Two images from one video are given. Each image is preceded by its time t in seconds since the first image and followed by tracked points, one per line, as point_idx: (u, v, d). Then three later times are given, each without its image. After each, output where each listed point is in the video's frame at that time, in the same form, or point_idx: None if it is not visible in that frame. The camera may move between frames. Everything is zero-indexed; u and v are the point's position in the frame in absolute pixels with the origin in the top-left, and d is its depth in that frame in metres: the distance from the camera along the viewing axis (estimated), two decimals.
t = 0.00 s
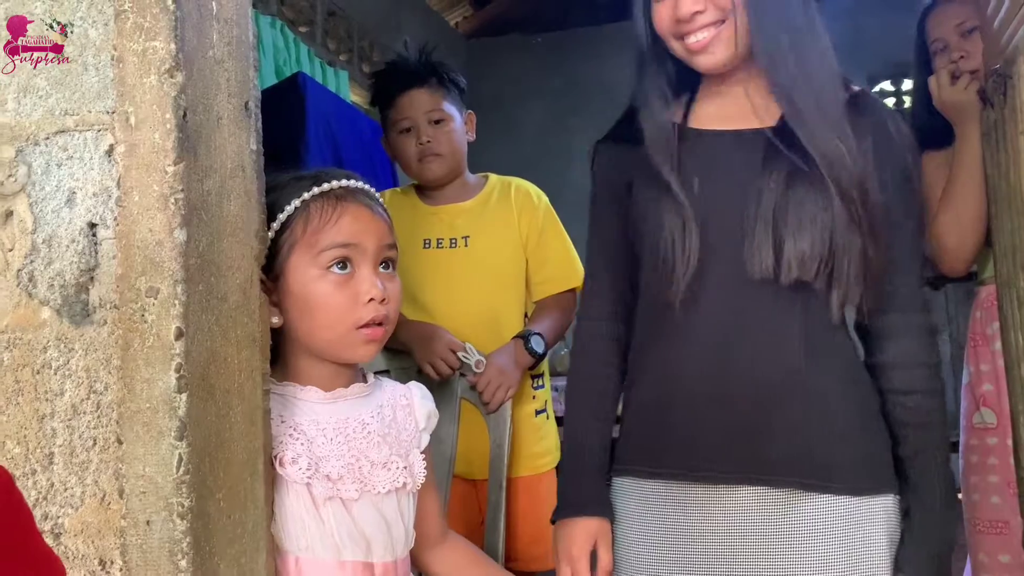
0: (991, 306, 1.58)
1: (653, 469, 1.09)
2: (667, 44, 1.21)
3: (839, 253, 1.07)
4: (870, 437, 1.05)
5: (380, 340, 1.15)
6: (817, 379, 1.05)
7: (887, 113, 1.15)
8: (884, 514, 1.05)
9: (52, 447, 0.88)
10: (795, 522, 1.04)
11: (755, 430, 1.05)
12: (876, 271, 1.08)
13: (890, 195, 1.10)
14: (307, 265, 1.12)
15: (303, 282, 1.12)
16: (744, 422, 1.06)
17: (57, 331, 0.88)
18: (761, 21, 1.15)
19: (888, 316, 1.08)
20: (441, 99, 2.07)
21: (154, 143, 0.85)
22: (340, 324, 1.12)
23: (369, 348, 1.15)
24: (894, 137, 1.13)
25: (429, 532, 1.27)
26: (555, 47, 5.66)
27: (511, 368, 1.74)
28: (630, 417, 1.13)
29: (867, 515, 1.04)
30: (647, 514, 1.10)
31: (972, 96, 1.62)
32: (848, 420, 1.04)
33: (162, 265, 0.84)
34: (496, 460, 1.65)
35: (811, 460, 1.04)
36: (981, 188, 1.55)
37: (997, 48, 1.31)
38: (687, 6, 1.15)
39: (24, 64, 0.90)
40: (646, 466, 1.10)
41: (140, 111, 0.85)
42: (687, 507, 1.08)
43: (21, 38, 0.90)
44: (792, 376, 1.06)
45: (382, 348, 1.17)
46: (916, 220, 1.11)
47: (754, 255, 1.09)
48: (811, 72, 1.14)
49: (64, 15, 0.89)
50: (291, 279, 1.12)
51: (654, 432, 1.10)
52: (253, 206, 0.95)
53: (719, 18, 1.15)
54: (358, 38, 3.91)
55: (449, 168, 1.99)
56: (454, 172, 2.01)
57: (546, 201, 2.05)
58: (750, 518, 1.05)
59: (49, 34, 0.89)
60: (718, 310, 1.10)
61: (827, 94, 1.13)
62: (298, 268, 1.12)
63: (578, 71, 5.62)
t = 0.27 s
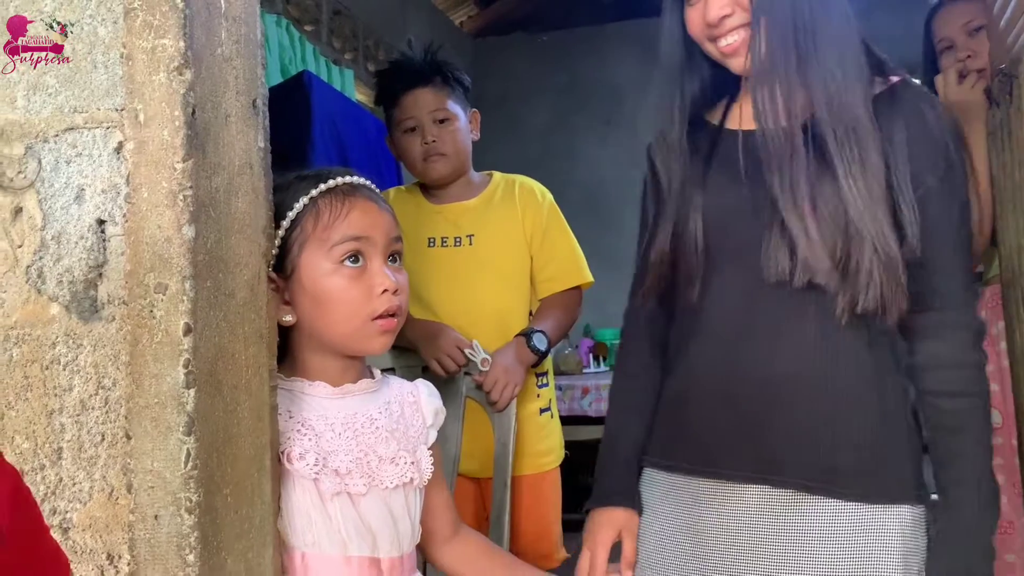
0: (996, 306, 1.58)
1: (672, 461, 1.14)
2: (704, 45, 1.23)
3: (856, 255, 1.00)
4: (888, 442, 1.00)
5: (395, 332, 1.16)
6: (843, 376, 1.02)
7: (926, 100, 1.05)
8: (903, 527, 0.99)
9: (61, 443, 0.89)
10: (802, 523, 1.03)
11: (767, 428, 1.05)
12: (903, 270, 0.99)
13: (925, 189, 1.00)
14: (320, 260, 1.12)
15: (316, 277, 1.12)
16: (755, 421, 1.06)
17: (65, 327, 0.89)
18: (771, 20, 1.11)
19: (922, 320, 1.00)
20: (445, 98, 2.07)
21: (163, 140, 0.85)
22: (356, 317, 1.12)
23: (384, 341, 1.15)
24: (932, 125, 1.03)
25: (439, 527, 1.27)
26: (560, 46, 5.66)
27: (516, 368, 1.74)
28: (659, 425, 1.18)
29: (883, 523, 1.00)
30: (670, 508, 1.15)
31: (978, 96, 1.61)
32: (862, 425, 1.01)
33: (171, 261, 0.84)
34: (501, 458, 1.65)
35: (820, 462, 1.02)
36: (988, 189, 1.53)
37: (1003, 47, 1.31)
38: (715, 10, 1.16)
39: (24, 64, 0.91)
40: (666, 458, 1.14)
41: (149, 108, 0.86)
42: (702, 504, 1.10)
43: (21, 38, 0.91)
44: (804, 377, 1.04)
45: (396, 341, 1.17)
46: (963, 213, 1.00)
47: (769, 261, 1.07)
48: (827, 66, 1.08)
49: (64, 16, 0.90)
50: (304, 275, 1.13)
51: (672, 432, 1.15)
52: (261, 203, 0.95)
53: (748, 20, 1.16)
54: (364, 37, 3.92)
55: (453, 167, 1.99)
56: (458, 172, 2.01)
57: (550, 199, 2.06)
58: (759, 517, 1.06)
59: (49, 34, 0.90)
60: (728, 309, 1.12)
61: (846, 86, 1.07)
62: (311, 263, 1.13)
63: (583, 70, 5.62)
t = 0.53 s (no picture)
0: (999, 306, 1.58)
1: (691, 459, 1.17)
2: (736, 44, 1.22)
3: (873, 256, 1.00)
4: (897, 443, 1.00)
5: (396, 333, 1.16)
6: (851, 380, 1.03)
7: (959, 97, 1.01)
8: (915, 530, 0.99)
9: (65, 441, 0.89)
10: (814, 522, 1.04)
11: (783, 427, 1.07)
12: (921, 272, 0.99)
13: (950, 190, 0.98)
14: (321, 260, 1.12)
15: (317, 277, 1.12)
16: (769, 420, 1.08)
17: (69, 326, 0.89)
18: (794, 19, 1.10)
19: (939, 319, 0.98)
20: (452, 96, 2.07)
21: (167, 139, 0.85)
22: (355, 317, 1.12)
23: (385, 341, 1.15)
24: (963, 125, 0.99)
25: (451, 522, 1.23)
26: (561, 45, 5.65)
27: (518, 367, 1.74)
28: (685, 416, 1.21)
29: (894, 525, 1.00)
30: (691, 500, 1.17)
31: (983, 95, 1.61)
32: (878, 425, 1.01)
33: (175, 260, 0.84)
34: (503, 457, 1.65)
35: (834, 461, 1.03)
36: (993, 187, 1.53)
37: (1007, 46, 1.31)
38: (742, 9, 1.15)
39: (24, 64, 0.92)
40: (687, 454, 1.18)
41: (153, 107, 0.86)
42: (719, 500, 1.13)
43: (21, 38, 0.92)
44: (811, 380, 1.05)
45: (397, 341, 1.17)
46: (990, 214, 0.97)
47: (788, 263, 1.06)
48: (848, 66, 1.06)
49: (64, 16, 0.90)
50: (306, 275, 1.13)
51: (693, 426, 1.18)
52: (265, 202, 0.95)
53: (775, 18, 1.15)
54: (365, 36, 3.92)
55: (458, 164, 1.99)
56: (462, 170, 2.00)
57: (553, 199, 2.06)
58: (772, 515, 1.07)
59: (50, 34, 0.91)
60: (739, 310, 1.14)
61: (870, 85, 1.04)
62: (312, 263, 1.13)
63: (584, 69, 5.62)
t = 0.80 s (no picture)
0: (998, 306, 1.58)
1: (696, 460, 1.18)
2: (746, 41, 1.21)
3: (871, 258, 1.00)
4: (900, 444, 1.00)
5: (397, 332, 1.15)
6: (850, 385, 1.03)
7: (967, 96, 1.00)
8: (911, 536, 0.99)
9: (60, 443, 0.88)
10: (808, 523, 1.05)
11: (781, 426, 1.08)
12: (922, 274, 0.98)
13: (953, 191, 0.97)
14: (321, 257, 1.12)
15: (317, 275, 1.12)
16: (767, 423, 1.09)
17: (64, 327, 0.88)
18: (804, 17, 1.09)
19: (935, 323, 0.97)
20: (454, 94, 2.07)
21: (163, 139, 0.85)
22: (356, 316, 1.11)
23: (386, 340, 1.14)
24: (969, 125, 0.97)
25: (468, 525, 1.21)
26: (558, 44, 5.65)
27: (516, 367, 1.74)
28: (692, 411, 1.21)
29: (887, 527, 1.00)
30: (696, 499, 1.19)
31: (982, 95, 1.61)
32: (872, 428, 1.01)
33: (170, 260, 0.84)
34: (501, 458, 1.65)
35: (827, 463, 1.04)
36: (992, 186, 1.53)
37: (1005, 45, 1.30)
38: (753, 6, 1.15)
39: (24, 64, 0.91)
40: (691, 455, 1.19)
41: (148, 107, 0.85)
42: (718, 499, 1.14)
43: (21, 38, 0.91)
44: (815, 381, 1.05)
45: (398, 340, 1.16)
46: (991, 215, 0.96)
47: (789, 265, 1.06)
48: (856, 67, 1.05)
49: (65, 16, 0.89)
50: (306, 273, 1.13)
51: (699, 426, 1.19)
52: (261, 202, 0.94)
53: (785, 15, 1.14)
54: (362, 35, 3.92)
55: (458, 162, 1.99)
56: (462, 169, 2.00)
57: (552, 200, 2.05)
58: (767, 514, 1.08)
59: (50, 34, 0.90)
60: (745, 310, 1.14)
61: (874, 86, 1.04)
62: (313, 261, 1.12)
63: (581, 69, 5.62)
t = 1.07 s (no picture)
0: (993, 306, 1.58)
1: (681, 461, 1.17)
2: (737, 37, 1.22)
3: (869, 260, 1.00)
4: (896, 446, 1.00)
5: (393, 339, 1.15)
6: (844, 386, 1.03)
7: (962, 99, 1.00)
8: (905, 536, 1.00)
9: (53, 444, 0.88)
10: (801, 526, 1.04)
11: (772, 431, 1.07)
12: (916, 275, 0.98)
13: (949, 194, 0.96)
14: (320, 262, 1.12)
15: (315, 279, 1.12)
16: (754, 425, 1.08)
17: (58, 327, 0.88)
18: (799, 15, 1.10)
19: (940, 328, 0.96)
20: (458, 95, 2.07)
21: (157, 138, 0.84)
22: (353, 322, 1.11)
23: (382, 347, 1.14)
24: (964, 127, 0.97)
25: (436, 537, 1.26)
26: (554, 45, 5.65)
27: (512, 368, 1.74)
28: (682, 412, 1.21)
29: (880, 527, 1.00)
30: (679, 500, 1.17)
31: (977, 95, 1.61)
32: (863, 430, 1.01)
33: (165, 260, 0.84)
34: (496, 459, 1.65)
35: (817, 466, 1.03)
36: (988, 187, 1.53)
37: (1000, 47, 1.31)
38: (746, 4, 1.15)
39: (24, 64, 0.90)
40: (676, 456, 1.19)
41: (143, 106, 0.85)
42: (705, 502, 1.13)
43: (21, 39, 0.90)
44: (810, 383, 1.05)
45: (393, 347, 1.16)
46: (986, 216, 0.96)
47: (784, 264, 1.06)
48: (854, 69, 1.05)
49: (65, 16, 0.89)
50: (304, 276, 1.12)
51: (688, 427, 1.18)
52: (256, 202, 0.94)
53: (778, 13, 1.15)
54: (358, 36, 3.91)
55: (458, 164, 1.99)
56: (463, 169, 2.00)
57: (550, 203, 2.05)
58: (757, 517, 1.07)
59: (50, 34, 0.89)
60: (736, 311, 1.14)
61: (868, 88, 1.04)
62: (311, 264, 1.12)
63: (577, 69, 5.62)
